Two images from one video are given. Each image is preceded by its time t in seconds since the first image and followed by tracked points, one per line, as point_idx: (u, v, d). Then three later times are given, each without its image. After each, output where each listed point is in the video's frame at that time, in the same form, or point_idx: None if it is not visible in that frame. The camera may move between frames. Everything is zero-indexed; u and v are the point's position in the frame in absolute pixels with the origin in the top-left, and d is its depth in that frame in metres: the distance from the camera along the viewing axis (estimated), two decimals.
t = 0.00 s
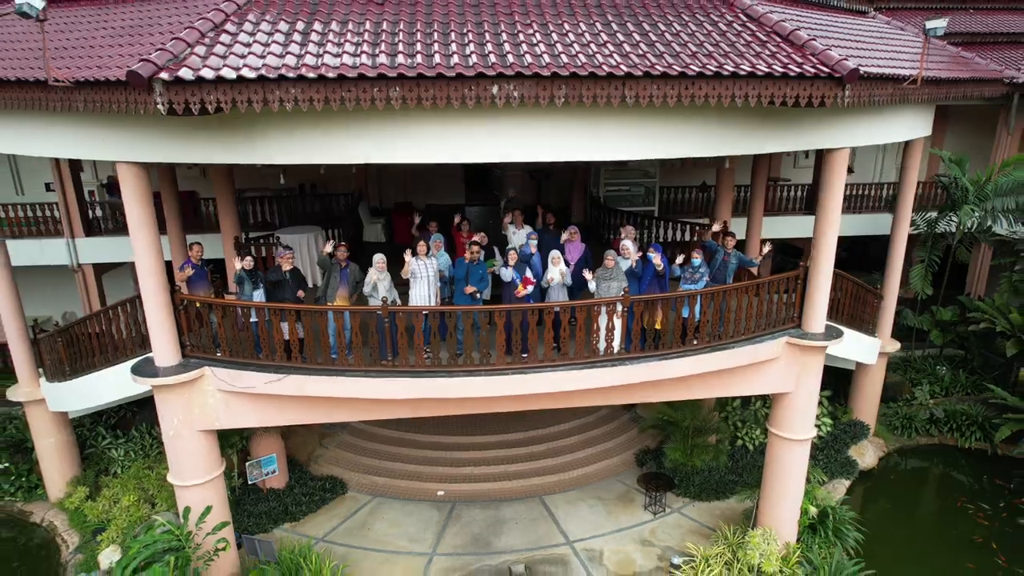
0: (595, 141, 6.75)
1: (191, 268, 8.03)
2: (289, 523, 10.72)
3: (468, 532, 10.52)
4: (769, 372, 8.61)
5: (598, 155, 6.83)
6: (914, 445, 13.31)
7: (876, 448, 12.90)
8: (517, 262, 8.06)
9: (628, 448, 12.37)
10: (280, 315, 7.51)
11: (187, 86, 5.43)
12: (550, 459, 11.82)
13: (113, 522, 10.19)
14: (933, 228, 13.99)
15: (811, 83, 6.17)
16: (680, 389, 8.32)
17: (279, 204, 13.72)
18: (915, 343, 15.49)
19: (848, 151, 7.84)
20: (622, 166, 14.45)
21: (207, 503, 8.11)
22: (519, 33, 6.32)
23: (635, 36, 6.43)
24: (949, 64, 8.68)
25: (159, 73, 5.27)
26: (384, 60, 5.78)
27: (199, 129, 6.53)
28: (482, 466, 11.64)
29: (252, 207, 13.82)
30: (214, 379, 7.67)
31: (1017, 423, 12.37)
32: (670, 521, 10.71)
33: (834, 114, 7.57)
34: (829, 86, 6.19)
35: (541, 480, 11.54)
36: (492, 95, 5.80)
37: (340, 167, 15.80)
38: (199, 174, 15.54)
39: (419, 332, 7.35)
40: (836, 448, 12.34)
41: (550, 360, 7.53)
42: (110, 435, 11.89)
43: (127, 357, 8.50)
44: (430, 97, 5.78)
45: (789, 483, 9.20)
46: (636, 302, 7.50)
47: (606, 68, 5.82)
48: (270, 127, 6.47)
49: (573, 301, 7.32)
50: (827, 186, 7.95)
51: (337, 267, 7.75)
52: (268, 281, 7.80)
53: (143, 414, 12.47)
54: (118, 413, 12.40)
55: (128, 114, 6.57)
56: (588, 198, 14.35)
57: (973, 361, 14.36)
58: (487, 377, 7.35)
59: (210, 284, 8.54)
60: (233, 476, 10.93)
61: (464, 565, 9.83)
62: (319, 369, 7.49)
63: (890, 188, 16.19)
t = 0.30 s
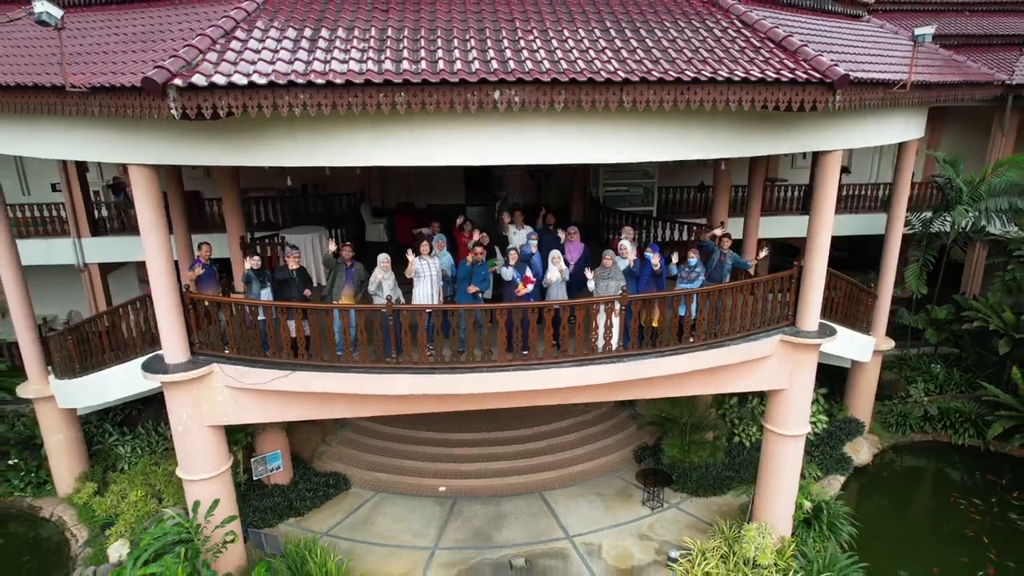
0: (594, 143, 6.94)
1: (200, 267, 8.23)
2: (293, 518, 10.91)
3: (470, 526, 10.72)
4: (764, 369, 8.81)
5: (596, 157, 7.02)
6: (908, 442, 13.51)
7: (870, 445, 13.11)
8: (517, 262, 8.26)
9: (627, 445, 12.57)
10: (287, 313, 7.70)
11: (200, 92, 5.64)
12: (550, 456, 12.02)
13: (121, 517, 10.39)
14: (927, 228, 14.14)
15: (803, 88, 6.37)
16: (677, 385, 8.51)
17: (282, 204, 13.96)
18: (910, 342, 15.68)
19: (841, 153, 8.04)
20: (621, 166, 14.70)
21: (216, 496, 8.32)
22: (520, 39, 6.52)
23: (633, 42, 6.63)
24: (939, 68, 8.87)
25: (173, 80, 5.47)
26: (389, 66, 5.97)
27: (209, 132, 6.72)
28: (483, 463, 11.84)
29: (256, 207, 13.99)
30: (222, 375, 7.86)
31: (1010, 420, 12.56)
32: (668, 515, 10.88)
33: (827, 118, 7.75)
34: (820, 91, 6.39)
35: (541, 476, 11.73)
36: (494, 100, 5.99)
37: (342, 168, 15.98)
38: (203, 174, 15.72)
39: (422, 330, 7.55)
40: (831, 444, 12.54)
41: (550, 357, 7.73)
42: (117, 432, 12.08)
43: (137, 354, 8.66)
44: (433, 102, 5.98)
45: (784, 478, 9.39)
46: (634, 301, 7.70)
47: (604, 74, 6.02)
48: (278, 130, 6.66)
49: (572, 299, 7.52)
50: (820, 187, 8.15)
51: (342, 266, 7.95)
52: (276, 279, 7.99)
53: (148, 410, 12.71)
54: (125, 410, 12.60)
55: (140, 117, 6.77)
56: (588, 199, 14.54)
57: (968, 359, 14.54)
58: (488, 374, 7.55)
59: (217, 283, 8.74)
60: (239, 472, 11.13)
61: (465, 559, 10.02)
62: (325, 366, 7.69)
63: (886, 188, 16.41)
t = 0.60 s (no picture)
0: (590, 153, 7.39)
1: (218, 269, 8.69)
2: (302, 510, 11.34)
3: (472, 518, 11.16)
4: (751, 366, 9.28)
5: (592, 166, 7.47)
6: (895, 438, 13.97)
7: (858, 440, 13.56)
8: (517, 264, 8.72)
9: (623, 440, 13.00)
10: (300, 312, 8.15)
11: (225, 106, 6.11)
12: (549, 451, 12.47)
13: (137, 509, 10.83)
14: (914, 230, 14.61)
15: (784, 102, 6.85)
16: (669, 380, 8.97)
17: (288, 207, 14.21)
18: (898, 341, 16.13)
19: (824, 161, 8.51)
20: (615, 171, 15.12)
21: (232, 486, 8.76)
22: (521, 56, 6.98)
23: (627, 58, 7.09)
24: (919, 80, 9.35)
25: (201, 96, 5.94)
26: (399, 82, 6.43)
27: (228, 142, 7.17)
28: (485, 457, 12.28)
29: (264, 211, 14.41)
30: (238, 371, 8.31)
31: (992, 416, 13.04)
32: (662, 507, 11.30)
33: (810, 128, 8.22)
34: (799, 105, 6.87)
35: (540, 470, 12.17)
36: (497, 113, 6.46)
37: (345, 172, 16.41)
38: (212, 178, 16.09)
39: (428, 328, 8.01)
40: (820, 440, 12.99)
41: (549, 353, 8.17)
42: (130, 428, 12.53)
43: (159, 350, 9.32)
44: (441, 115, 6.45)
45: (771, 470, 9.84)
46: (627, 300, 8.15)
47: (599, 89, 6.49)
48: (294, 140, 7.12)
49: (569, 299, 7.97)
50: (804, 193, 8.62)
51: (353, 268, 8.42)
52: (290, 280, 8.46)
53: (160, 408, 13.13)
54: (137, 407, 13.04)
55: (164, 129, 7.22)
56: (585, 202, 14.99)
57: (954, 358, 15.00)
58: (490, 369, 8.00)
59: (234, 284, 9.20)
60: (249, 466, 11.56)
61: (468, 548, 10.45)
62: (336, 362, 8.13)
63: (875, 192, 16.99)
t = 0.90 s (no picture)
0: (588, 163, 7.83)
1: (235, 274, 9.20)
2: (310, 505, 11.78)
3: (473, 512, 11.60)
4: (738, 365, 9.76)
5: (587, 176, 7.95)
6: (881, 436, 14.44)
7: (845, 438, 14.04)
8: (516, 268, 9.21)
9: (618, 439, 13.47)
10: (312, 314, 8.62)
11: (247, 123, 6.61)
12: (546, 448, 12.93)
13: (152, 504, 11.30)
14: (900, 236, 14.99)
15: (765, 118, 7.37)
16: (661, 379, 9.46)
17: (294, 213, 14.78)
18: (886, 344, 16.62)
19: (806, 172, 9.01)
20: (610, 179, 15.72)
21: (247, 479, 9.24)
22: (520, 75, 7.48)
23: (619, 77, 7.59)
24: (898, 93, 9.84)
25: (225, 114, 6.43)
26: (408, 100, 6.93)
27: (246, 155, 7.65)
28: (485, 455, 12.74)
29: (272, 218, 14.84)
30: (253, 371, 8.78)
31: (974, 415, 13.53)
32: (656, 502, 11.76)
33: (793, 140, 8.72)
34: (780, 121, 7.39)
35: (538, 467, 12.63)
36: (499, 129, 6.96)
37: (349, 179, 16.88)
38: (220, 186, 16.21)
39: (433, 329, 8.49)
40: (808, 438, 13.46)
41: (546, 353, 8.66)
42: (142, 427, 12.99)
43: (176, 349, 10.06)
44: (446, 131, 6.95)
45: (759, 465, 10.32)
46: (620, 303, 8.64)
47: (593, 107, 6.99)
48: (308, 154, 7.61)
49: (566, 302, 8.46)
50: (788, 202, 9.12)
51: (362, 273, 8.93)
52: (302, 285, 8.95)
53: (169, 409, 13.61)
54: (148, 408, 13.51)
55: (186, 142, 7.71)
56: (582, 209, 15.48)
57: (939, 359, 15.49)
58: (491, 368, 8.47)
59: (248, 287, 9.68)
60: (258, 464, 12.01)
61: (469, 541, 10.90)
62: (346, 361, 8.60)
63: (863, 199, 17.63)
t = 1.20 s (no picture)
0: (584, 173, 8.31)
1: (250, 277, 9.71)
2: (317, 499, 12.24)
3: (475, 505, 12.07)
4: (727, 363, 10.27)
5: (583, 185, 8.43)
6: (869, 434, 14.95)
7: (833, 436, 14.55)
8: (516, 272, 9.69)
9: (614, 436, 13.97)
10: (323, 315, 9.12)
11: (266, 137, 7.13)
12: (545, 445, 13.43)
13: (166, 498, 11.78)
14: (886, 240, 15.59)
15: (749, 132, 7.90)
16: (654, 377, 9.96)
17: (300, 217, 14.86)
18: (874, 345, 17.13)
19: (790, 180, 9.53)
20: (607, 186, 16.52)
21: (261, 471, 9.74)
22: (520, 91, 8.01)
23: (613, 93, 8.12)
24: (878, 105, 10.38)
25: (247, 128, 6.94)
26: (416, 115, 7.46)
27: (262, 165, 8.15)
28: (486, 451, 13.23)
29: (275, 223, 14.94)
30: (267, 369, 9.27)
31: (956, 412, 14.06)
32: (650, 495, 12.23)
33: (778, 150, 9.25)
34: (762, 134, 7.92)
35: (537, 463, 13.12)
36: (501, 142, 7.49)
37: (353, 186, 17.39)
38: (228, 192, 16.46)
39: (437, 329, 8.99)
40: (797, 434, 13.96)
41: (545, 351, 9.17)
42: (155, 425, 13.47)
43: (193, 348, 10.66)
44: (451, 144, 7.47)
45: (747, 459, 10.82)
46: (614, 304, 9.16)
47: (588, 121, 7.52)
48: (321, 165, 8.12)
49: (563, 303, 8.98)
50: (773, 208, 9.64)
51: (371, 276, 9.45)
52: (314, 287, 9.45)
53: (179, 407, 14.12)
54: (159, 406, 14.01)
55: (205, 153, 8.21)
56: (579, 214, 16.01)
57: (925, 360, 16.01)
58: (492, 366, 8.97)
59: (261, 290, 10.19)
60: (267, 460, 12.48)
61: (471, 532, 11.37)
62: (355, 360, 9.09)
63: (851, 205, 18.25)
